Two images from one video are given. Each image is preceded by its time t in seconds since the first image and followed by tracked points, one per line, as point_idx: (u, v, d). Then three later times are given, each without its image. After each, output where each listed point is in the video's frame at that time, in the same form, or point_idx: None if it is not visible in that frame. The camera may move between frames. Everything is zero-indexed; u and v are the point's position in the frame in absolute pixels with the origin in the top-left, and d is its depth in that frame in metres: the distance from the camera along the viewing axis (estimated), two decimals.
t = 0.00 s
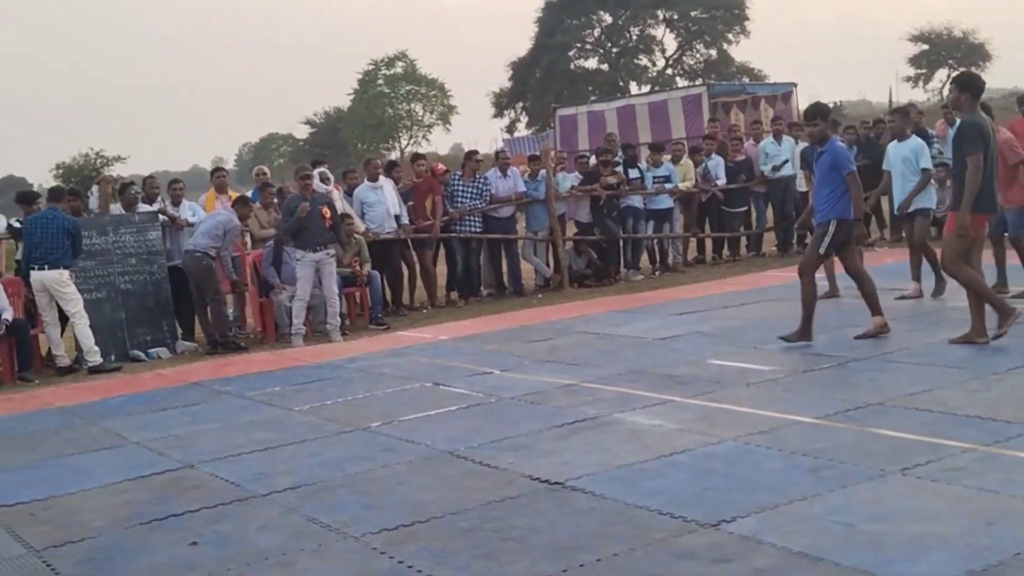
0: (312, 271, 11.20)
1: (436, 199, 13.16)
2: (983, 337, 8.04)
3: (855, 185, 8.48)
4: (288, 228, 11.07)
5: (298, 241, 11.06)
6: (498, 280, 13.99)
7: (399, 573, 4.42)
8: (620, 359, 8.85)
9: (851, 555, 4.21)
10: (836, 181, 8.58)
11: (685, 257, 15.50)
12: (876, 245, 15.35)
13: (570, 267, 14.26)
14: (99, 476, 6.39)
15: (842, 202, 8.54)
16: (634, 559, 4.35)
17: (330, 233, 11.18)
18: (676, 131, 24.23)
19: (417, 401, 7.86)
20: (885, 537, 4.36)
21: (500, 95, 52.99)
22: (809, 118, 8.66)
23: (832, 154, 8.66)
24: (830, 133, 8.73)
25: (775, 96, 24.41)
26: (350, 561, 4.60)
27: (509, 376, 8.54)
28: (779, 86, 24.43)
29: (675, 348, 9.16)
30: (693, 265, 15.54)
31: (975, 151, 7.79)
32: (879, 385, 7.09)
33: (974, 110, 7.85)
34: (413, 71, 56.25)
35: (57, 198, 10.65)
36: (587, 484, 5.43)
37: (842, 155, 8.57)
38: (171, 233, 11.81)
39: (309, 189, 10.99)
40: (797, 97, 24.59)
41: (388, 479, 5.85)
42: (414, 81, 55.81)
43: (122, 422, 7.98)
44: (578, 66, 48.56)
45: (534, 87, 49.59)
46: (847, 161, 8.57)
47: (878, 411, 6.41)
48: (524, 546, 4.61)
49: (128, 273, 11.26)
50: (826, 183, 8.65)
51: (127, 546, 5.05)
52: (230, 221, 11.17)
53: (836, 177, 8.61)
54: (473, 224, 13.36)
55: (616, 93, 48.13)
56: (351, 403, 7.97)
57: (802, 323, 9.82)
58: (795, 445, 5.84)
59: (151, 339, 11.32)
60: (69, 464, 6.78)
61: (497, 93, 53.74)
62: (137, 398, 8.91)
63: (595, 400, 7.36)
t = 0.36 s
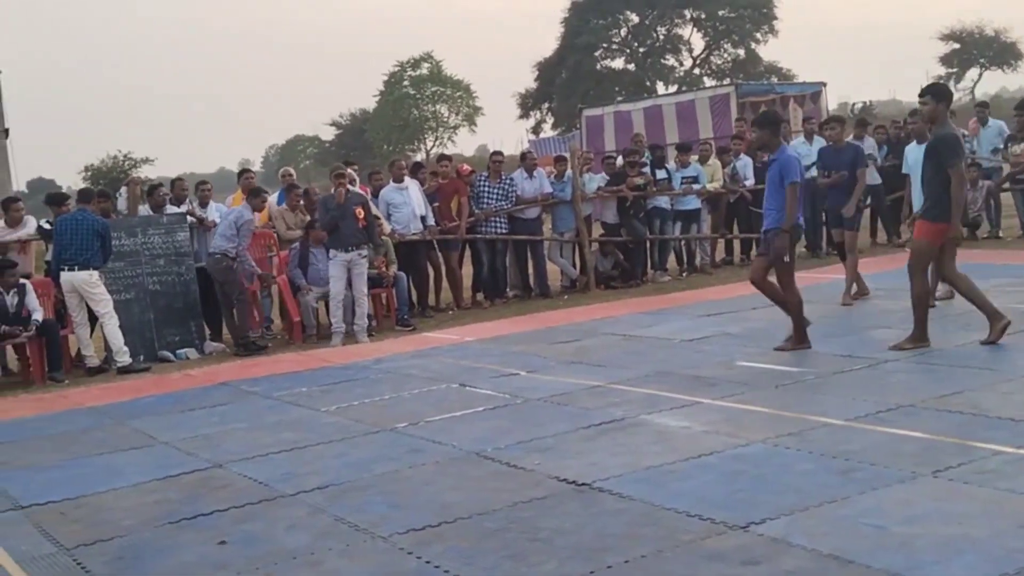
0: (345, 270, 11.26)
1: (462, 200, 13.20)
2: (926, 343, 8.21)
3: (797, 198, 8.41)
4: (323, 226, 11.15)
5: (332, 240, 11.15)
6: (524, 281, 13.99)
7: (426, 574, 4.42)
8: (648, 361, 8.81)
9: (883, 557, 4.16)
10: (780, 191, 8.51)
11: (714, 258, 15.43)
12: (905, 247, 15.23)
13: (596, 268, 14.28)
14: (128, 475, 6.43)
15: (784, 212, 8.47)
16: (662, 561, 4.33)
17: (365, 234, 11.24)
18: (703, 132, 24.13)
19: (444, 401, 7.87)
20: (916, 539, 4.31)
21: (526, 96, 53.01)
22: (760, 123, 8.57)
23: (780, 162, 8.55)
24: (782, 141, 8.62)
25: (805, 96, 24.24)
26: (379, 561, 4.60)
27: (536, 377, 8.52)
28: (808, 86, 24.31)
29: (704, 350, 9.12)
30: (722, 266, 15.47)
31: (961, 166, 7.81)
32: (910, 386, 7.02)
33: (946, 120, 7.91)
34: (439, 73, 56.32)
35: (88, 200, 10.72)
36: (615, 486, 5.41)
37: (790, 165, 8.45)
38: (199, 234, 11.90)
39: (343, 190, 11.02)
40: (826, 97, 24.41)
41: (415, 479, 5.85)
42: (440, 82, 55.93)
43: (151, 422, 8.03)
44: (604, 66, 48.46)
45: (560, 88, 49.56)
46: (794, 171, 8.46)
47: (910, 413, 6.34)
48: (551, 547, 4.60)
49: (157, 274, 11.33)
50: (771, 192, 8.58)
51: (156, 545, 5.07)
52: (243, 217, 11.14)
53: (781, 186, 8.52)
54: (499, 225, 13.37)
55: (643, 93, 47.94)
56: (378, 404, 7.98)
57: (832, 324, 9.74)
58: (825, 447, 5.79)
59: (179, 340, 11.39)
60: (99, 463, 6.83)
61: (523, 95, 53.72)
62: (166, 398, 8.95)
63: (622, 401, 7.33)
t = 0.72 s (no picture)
0: (371, 268, 11.31)
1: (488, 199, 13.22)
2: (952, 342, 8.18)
3: (731, 201, 8.46)
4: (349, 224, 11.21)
5: (358, 238, 11.17)
6: (550, 280, 13.99)
7: (453, 569, 4.43)
8: (674, 359, 8.80)
9: (911, 556, 4.14)
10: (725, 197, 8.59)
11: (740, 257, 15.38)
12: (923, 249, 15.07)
13: (622, 266, 14.28)
14: (157, 471, 6.48)
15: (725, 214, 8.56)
16: (688, 558, 4.32)
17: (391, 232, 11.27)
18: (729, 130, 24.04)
19: (470, 399, 7.89)
20: (945, 539, 4.29)
21: (551, 95, 53.01)
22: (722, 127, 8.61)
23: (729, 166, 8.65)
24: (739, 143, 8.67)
25: (831, 94, 24.07)
26: (406, 557, 4.62)
27: (562, 375, 8.53)
28: (835, 84, 24.16)
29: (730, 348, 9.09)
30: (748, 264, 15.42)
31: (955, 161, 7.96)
32: (939, 385, 6.97)
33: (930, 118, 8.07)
34: (464, 72, 56.38)
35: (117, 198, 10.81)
36: (642, 483, 5.41)
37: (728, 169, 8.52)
38: (227, 233, 11.98)
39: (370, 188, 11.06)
40: (853, 95, 24.24)
41: (442, 476, 5.86)
42: (465, 82, 56.04)
43: (179, 418, 8.09)
44: (629, 66, 48.36)
45: (585, 86, 49.52)
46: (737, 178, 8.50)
47: (938, 412, 6.30)
48: (577, 544, 4.60)
49: (185, 271, 11.42)
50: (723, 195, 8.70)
51: (185, 540, 5.11)
52: (259, 210, 11.02)
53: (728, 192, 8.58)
54: (524, 223, 13.39)
55: (668, 92, 47.82)
56: (404, 401, 8.01)
57: (860, 323, 9.68)
58: (853, 446, 5.76)
59: (207, 337, 11.46)
60: (128, 458, 6.89)
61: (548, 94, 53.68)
62: (194, 395, 9.02)
63: (648, 399, 7.32)
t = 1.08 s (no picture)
0: (397, 264, 11.33)
1: (514, 195, 13.24)
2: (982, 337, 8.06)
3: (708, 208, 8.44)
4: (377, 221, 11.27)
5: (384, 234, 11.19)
6: (576, 276, 13.97)
7: (480, 564, 4.44)
8: (700, 355, 8.77)
9: (941, 554, 4.11)
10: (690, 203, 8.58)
11: (767, 253, 15.31)
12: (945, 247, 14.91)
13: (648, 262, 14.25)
14: (187, 466, 6.53)
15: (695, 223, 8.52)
16: (715, 554, 4.31)
17: (417, 228, 11.28)
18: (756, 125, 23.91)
19: (496, 395, 7.90)
20: (974, 536, 4.25)
21: (577, 91, 52.95)
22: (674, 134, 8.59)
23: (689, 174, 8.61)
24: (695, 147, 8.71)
25: (859, 90, 23.83)
26: (433, 552, 4.63)
27: (588, 371, 8.52)
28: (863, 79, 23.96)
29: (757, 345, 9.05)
30: (775, 261, 15.35)
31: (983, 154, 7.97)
32: (969, 382, 6.91)
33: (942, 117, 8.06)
34: (490, 68, 56.38)
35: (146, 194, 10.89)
36: (669, 480, 5.40)
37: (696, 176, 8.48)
38: (255, 229, 12.06)
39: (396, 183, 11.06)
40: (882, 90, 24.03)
41: (468, 472, 5.88)
42: (491, 78, 56.05)
43: (207, 412, 8.15)
44: (656, 61, 48.16)
45: (611, 82, 49.41)
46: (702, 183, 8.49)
47: (968, 410, 6.24)
48: (603, 540, 4.60)
49: (213, 267, 11.51)
50: (684, 203, 8.66)
51: (214, 533, 5.15)
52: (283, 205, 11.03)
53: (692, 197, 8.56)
54: (550, 220, 13.40)
55: (695, 88, 47.62)
56: (430, 397, 8.03)
57: (889, 320, 9.61)
58: (881, 443, 5.73)
59: (235, 333, 11.55)
60: (158, 453, 6.94)
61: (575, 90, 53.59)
62: (223, 390, 9.08)
63: (674, 395, 7.31)
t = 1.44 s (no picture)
0: (430, 258, 11.37)
1: (548, 189, 13.22)
2: None
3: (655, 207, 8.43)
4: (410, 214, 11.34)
5: (416, 228, 11.23)
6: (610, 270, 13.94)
7: (515, 557, 4.45)
8: (733, 350, 8.73)
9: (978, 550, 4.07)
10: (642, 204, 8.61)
11: (803, 247, 15.20)
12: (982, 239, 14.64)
13: (683, 256, 14.20)
14: (224, 458, 6.59)
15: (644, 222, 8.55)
16: (750, 549, 4.30)
17: (449, 221, 11.31)
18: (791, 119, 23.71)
19: (529, 388, 7.91)
20: (1012, 532, 4.21)
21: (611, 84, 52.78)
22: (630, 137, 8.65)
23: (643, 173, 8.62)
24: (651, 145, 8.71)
25: (897, 83, 23.52)
26: (467, 545, 4.65)
27: (621, 365, 8.51)
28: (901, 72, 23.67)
29: (792, 339, 8.99)
30: (811, 255, 15.23)
31: None
32: (1007, 377, 6.83)
33: None
34: (524, 62, 56.32)
35: (183, 188, 11.02)
36: (703, 474, 5.38)
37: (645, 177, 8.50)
38: (290, 223, 12.15)
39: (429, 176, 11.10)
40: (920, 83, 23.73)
41: (502, 465, 5.89)
42: (525, 71, 55.97)
43: (243, 405, 8.21)
44: (691, 54, 47.85)
45: (646, 76, 49.20)
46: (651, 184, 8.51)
47: (1006, 405, 6.17)
48: (637, 534, 4.60)
49: (249, 260, 11.60)
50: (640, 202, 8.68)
51: (251, 525, 5.19)
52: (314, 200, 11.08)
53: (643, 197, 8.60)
54: (584, 213, 13.32)
55: (730, 81, 47.32)
56: (463, 390, 8.06)
57: (927, 314, 9.51)
58: (917, 437, 5.68)
59: (270, 326, 11.63)
60: (196, 445, 7.01)
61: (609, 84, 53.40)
62: (258, 383, 9.16)
63: (708, 389, 7.28)
